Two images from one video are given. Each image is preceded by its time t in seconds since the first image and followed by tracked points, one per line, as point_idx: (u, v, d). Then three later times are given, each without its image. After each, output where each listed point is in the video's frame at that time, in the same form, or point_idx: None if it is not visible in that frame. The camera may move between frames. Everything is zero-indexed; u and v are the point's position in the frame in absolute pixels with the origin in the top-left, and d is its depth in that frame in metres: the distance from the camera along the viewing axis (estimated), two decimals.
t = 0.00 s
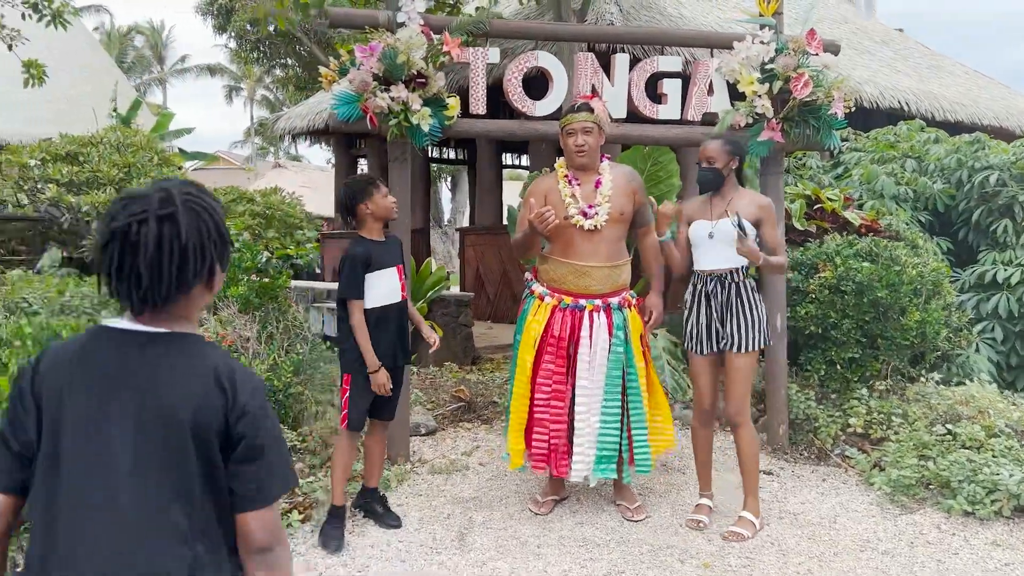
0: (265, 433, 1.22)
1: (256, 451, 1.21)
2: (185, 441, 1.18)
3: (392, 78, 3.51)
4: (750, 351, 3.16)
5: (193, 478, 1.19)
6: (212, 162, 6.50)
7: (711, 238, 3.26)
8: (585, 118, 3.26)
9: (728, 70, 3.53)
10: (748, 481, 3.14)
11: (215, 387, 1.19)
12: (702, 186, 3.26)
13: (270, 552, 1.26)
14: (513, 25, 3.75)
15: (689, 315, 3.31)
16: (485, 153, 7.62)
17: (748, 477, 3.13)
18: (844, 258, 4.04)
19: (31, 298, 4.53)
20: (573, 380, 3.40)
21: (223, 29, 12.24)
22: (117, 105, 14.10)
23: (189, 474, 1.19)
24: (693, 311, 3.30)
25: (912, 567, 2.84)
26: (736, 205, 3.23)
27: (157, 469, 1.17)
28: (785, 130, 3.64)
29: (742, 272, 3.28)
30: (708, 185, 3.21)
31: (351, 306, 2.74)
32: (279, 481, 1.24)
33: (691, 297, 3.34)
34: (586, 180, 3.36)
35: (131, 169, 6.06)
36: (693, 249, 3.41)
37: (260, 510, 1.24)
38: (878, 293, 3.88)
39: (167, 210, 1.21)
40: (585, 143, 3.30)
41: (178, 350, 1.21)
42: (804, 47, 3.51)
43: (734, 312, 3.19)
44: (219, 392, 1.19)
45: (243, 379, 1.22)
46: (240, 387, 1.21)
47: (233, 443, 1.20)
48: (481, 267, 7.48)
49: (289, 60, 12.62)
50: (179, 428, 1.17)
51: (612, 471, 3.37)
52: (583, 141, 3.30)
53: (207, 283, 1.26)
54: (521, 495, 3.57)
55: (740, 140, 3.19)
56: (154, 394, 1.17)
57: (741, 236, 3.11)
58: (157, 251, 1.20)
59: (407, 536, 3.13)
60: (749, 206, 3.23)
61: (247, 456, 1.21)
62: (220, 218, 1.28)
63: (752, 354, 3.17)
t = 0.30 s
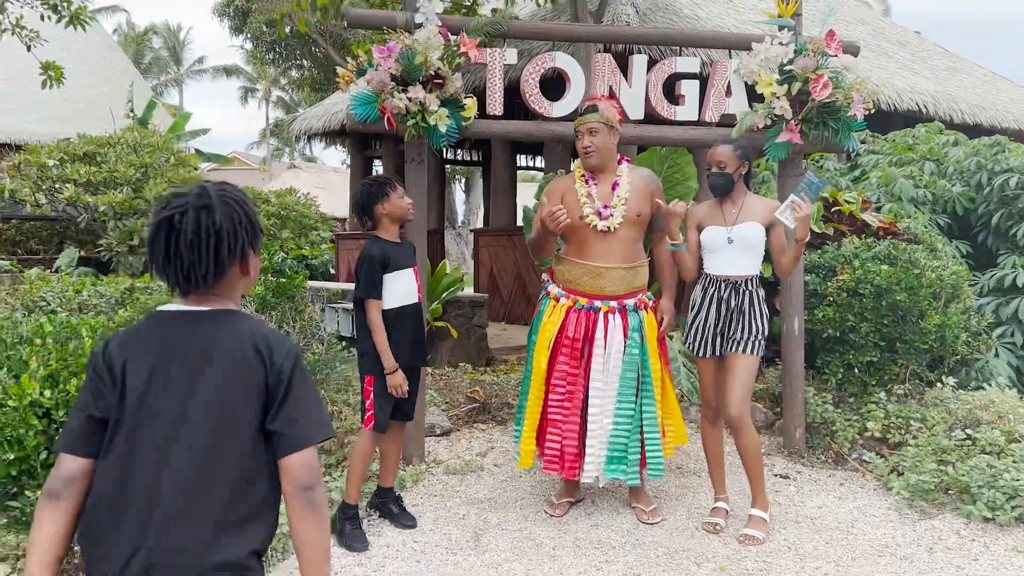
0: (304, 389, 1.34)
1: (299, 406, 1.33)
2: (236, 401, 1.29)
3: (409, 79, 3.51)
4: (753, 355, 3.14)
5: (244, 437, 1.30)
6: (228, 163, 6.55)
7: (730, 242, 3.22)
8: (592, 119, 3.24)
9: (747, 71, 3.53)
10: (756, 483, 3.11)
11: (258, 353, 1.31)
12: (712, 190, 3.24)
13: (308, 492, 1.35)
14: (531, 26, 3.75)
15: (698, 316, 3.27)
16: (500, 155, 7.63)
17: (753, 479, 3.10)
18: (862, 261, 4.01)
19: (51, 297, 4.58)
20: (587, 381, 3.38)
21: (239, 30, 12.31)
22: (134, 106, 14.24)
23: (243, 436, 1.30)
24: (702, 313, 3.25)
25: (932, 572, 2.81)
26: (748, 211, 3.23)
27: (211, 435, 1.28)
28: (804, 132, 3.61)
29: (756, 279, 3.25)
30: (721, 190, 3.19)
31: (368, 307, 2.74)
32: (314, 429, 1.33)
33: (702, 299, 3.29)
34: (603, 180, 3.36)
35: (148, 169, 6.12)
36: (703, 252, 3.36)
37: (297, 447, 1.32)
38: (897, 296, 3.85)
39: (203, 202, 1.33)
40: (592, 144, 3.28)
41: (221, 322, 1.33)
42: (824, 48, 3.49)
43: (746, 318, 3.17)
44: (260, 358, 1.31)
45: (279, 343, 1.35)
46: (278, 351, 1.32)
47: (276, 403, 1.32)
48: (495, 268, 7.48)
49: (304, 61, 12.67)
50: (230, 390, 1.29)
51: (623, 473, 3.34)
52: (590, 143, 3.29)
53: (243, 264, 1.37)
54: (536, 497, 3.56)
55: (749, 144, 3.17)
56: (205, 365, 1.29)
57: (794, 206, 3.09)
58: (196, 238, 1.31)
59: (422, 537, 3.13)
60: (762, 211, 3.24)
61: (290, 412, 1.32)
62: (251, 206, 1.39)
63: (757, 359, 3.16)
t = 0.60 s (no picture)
0: (319, 336, 1.51)
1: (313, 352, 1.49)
2: (263, 354, 1.47)
3: (418, 79, 3.51)
4: (765, 354, 3.13)
5: (275, 383, 1.49)
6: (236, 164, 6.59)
7: (729, 238, 3.22)
8: (599, 120, 3.24)
9: (757, 70, 3.52)
10: (771, 486, 3.09)
11: (276, 309, 1.49)
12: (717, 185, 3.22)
13: (331, 426, 1.51)
14: (540, 25, 3.74)
15: (704, 315, 3.26)
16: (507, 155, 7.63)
17: (772, 481, 3.09)
18: (873, 261, 3.99)
19: (61, 297, 4.60)
20: (595, 382, 3.38)
21: (247, 31, 12.35)
22: (143, 107, 14.31)
23: (275, 383, 1.49)
24: (709, 312, 3.25)
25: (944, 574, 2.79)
26: (752, 206, 3.21)
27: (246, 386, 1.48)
28: (814, 131, 3.59)
29: (759, 273, 3.23)
30: (722, 183, 3.16)
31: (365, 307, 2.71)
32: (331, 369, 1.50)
33: (706, 298, 3.29)
34: (612, 180, 3.34)
35: (156, 170, 6.14)
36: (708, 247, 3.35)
37: (321, 386, 1.49)
38: (908, 296, 3.83)
39: (215, 183, 1.49)
40: (599, 145, 3.28)
41: (241, 286, 1.50)
42: (834, 47, 3.47)
43: (749, 313, 3.15)
44: (278, 314, 1.49)
45: (294, 300, 1.52)
46: (291, 306, 1.49)
47: (296, 352, 1.49)
48: (503, 268, 7.48)
49: (312, 62, 12.69)
50: (257, 345, 1.47)
51: (634, 474, 3.32)
52: (597, 144, 3.28)
53: (254, 236, 1.52)
54: (545, 497, 3.55)
55: (755, 139, 3.17)
56: (231, 325, 1.47)
57: (800, 199, 3.05)
58: (212, 214, 1.47)
59: (431, 537, 3.13)
60: (765, 206, 3.22)
61: (309, 357, 1.48)
62: (260, 186, 1.55)
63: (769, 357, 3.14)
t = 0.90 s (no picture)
0: (354, 325, 1.72)
1: (346, 339, 1.69)
2: (307, 339, 1.71)
3: (417, 78, 3.51)
4: (763, 352, 3.12)
5: (316, 365, 1.72)
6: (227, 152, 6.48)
7: (724, 237, 3.22)
8: (608, 119, 3.24)
9: (756, 68, 3.51)
10: (771, 482, 3.10)
11: (319, 300, 1.72)
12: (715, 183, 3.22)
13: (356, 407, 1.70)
14: (539, 23, 3.73)
15: (701, 314, 3.28)
16: (508, 154, 7.62)
17: (772, 479, 3.09)
18: (873, 258, 3.99)
19: (61, 298, 4.61)
20: (598, 381, 3.37)
21: (247, 32, 12.34)
22: (143, 108, 14.32)
23: (315, 365, 1.72)
24: (705, 311, 3.27)
25: (946, 572, 2.79)
26: (748, 204, 3.20)
27: (292, 365, 1.72)
28: (814, 128, 3.59)
29: (755, 271, 3.23)
30: (717, 180, 3.17)
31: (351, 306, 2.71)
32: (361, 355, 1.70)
33: (704, 297, 3.30)
34: (611, 179, 3.34)
35: (157, 171, 6.16)
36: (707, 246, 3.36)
37: (350, 369, 1.68)
38: (909, 293, 3.82)
39: (269, 188, 1.75)
40: (608, 144, 3.27)
41: (292, 280, 1.74)
42: (834, 45, 3.46)
43: (745, 312, 3.15)
44: (320, 306, 1.71)
45: (335, 294, 1.74)
46: (332, 300, 1.72)
47: (333, 339, 1.70)
48: (503, 268, 7.48)
49: (312, 62, 12.68)
50: (301, 330, 1.70)
51: (636, 472, 3.32)
52: (605, 143, 3.27)
53: (303, 232, 1.77)
54: (546, 496, 3.55)
55: (752, 136, 3.17)
56: (282, 313, 1.72)
57: (790, 198, 3.03)
58: (268, 214, 1.73)
59: (432, 536, 3.13)
60: (763, 204, 3.19)
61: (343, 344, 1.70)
62: (309, 192, 1.80)
63: (767, 355, 3.14)
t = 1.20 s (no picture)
0: (374, 301, 1.99)
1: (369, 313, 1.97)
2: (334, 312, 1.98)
3: (408, 77, 3.51)
4: (754, 349, 3.14)
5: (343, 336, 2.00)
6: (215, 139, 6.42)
7: (714, 234, 3.23)
8: (606, 120, 3.19)
9: (746, 66, 3.52)
10: (764, 478, 3.11)
11: (343, 279, 1.98)
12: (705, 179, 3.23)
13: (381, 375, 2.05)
14: (530, 22, 3.74)
15: (694, 312, 3.29)
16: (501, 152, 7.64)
17: (764, 474, 3.10)
18: (864, 255, 4.01)
19: (54, 299, 4.61)
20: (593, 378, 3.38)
21: (240, 32, 12.32)
22: (135, 109, 14.30)
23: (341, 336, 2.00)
24: (696, 309, 3.29)
25: (936, 565, 2.81)
26: (739, 201, 3.21)
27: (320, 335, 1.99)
28: (804, 126, 3.61)
29: (745, 269, 3.24)
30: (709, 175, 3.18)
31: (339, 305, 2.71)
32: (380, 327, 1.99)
33: (696, 294, 3.32)
34: (602, 178, 3.34)
35: (149, 172, 6.19)
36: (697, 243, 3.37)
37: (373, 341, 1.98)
38: (899, 289, 3.84)
39: (304, 177, 2.04)
40: (609, 145, 3.24)
41: (321, 261, 2.01)
42: (823, 42, 3.45)
43: (738, 308, 3.16)
44: (344, 285, 1.98)
45: (358, 274, 2.01)
46: (355, 279, 1.98)
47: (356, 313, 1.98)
48: (497, 267, 7.49)
49: (305, 61, 12.67)
50: (329, 304, 1.97)
51: (631, 468, 3.33)
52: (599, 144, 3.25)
53: (332, 217, 2.04)
54: (539, 493, 3.55)
55: (743, 133, 3.19)
56: (312, 290, 1.99)
57: (784, 194, 3.07)
58: (303, 197, 2.02)
59: (425, 534, 3.14)
60: (753, 201, 3.21)
61: (364, 316, 1.97)
62: (339, 180, 2.08)
63: (758, 352, 3.16)
